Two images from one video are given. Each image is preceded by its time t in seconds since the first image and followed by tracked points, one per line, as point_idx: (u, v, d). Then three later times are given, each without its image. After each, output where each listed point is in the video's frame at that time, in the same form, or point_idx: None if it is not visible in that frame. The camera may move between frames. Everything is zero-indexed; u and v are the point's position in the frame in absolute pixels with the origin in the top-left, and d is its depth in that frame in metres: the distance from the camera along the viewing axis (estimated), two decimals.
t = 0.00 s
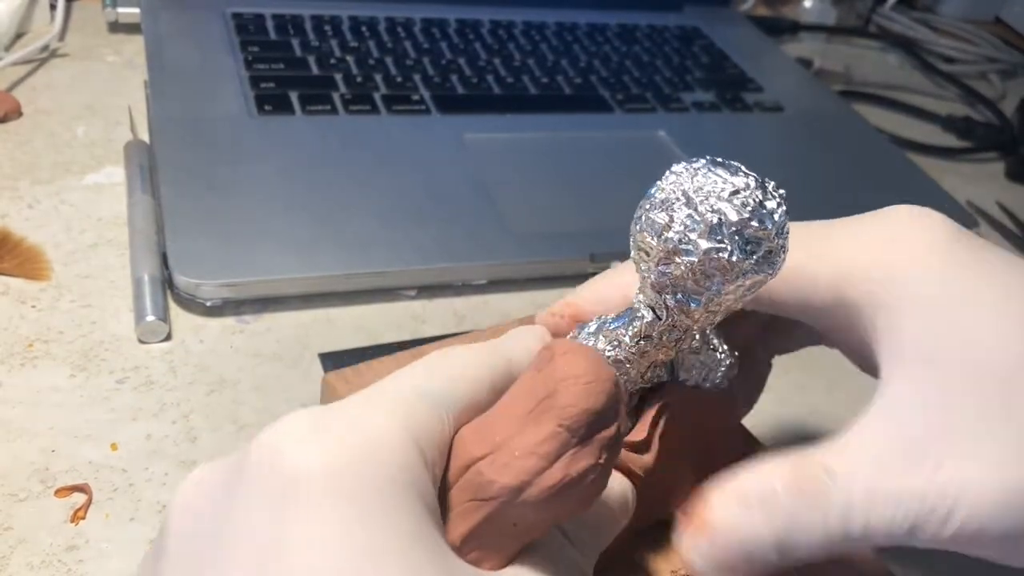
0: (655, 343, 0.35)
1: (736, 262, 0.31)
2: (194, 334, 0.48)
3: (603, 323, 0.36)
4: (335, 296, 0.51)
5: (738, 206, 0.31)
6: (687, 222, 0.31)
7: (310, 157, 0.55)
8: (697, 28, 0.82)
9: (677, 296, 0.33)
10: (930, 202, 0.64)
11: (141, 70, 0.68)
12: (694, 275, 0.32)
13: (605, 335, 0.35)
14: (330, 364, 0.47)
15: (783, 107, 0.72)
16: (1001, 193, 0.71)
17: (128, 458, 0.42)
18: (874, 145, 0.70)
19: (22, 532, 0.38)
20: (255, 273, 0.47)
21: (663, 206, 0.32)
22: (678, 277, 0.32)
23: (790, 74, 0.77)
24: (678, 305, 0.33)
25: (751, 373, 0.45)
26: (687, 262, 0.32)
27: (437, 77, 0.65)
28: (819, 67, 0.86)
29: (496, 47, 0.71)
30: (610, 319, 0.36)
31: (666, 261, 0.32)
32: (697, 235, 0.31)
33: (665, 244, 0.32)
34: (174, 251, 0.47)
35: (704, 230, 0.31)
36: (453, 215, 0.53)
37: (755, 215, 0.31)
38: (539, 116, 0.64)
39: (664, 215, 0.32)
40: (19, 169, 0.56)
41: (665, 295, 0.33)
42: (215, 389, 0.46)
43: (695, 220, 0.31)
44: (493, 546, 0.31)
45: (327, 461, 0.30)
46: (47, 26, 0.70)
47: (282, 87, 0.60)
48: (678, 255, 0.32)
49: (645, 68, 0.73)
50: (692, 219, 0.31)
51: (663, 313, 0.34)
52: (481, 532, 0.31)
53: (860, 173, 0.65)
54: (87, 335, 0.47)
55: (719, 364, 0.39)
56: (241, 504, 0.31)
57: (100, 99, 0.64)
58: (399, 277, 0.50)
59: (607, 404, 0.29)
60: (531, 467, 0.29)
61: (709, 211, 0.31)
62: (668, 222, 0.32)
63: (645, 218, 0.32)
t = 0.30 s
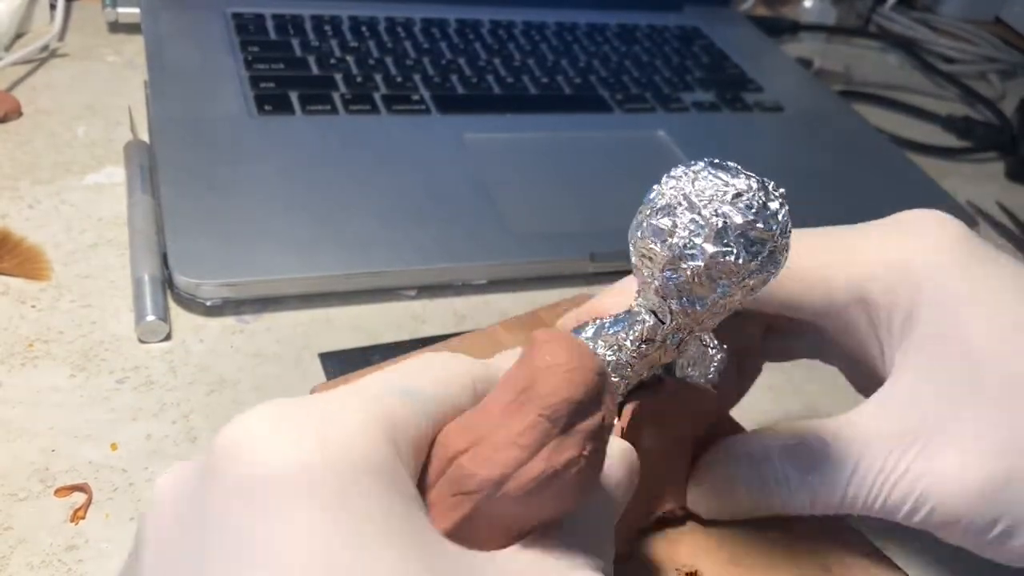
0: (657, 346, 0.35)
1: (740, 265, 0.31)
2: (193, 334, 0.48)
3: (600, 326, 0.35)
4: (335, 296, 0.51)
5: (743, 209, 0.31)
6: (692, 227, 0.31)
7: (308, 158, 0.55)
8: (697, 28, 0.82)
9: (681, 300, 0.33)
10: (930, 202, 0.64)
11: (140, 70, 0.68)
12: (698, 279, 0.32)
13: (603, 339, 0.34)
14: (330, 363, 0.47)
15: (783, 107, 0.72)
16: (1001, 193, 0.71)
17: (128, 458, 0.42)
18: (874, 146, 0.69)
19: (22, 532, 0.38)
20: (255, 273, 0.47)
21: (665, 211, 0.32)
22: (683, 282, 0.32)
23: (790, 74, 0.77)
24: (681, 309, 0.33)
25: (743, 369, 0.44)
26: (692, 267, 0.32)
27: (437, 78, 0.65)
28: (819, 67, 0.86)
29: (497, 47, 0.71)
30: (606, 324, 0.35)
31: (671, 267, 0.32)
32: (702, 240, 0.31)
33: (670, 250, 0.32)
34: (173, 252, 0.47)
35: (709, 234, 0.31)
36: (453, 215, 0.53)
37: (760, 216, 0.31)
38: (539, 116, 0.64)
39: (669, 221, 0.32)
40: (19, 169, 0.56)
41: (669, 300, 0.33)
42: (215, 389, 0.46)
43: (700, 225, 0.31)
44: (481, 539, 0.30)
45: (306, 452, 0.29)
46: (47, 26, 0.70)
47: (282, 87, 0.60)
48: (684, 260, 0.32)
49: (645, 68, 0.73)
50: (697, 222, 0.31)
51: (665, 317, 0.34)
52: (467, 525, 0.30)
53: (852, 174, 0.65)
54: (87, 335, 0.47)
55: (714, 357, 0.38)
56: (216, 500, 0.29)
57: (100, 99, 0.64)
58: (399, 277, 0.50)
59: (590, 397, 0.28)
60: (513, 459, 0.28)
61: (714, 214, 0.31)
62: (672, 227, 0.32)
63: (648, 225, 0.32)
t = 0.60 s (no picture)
0: (655, 346, 0.36)
1: (733, 266, 0.31)
2: (193, 334, 0.48)
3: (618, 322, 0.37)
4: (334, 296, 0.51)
5: (737, 210, 0.31)
6: (686, 224, 0.31)
7: (309, 158, 0.55)
8: (697, 28, 0.82)
9: (675, 297, 0.33)
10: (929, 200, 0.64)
11: (140, 70, 0.68)
12: (691, 277, 0.32)
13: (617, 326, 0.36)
14: (330, 363, 0.47)
15: (784, 107, 0.72)
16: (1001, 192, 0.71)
17: (128, 458, 0.42)
18: (874, 146, 0.69)
19: (22, 532, 0.38)
20: (254, 273, 0.47)
21: (664, 206, 0.32)
22: (676, 279, 0.32)
23: (790, 74, 0.77)
24: (675, 306, 0.33)
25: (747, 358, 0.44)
26: (686, 266, 0.32)
27: (437, 78, 0.65)
28: (819, 67, 0.86)
29: (496, 47, 0.71)
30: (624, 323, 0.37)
31: (665, 263, 0.32)
32: (695, 237, 0.31)
33: (664, 244, 0.32)
34: (173, 251, 0.47)
35: (702, 232, 0.31)
36: (452, 214, 0.53)
37: (754, 218, 0.31)
38: (539, 116, 0.64)
39: (665, 216, 0.32)
40: (19, 169, 0.56)
41: (663, 295, 0.33)
42: (215, 389, 0.46)
43: (693, 223, 0.31)
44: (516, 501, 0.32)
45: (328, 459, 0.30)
46: (47, 26, 0.70)
47: (282, 87, 0.60)
48: (676, 256, 0.32)
49: (645, 68, 0.73)
50: (692, 222, 0.31)
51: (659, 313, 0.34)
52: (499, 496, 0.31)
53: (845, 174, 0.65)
54: (87, 335, 0.47)
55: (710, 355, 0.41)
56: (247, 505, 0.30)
57: (99, 99, 0.64)
58: (397, 276, 0.50)
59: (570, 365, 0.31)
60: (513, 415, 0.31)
61: (709, 215, 0.31)
62: (668, 222, 0.32)
63: (646, 218, 0.33)
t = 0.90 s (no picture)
0: (654, 346, 0.35)
1: (730, 264, 0.31)
2: (194, 334, 0.48)
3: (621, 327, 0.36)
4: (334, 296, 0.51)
5: (734, 208, 0.31)
6: (683, 223, 0.31)
7: (308, 158, 0.55)
8: (697, 28, 0.82)
9: (673, 297, 0.33)
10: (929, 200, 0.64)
11: (141, 70, 0.68)
12: (688, 276, 0.32)
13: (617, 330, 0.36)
14: (330, 363, 0.47)
15: (783, 107, 0.72)
16: (1001, 193, 0.71)
17: (128, 458, 0.42)
18: (874, 146, 0.69)
19: (22, 532, 0.38)
20: (255, 273, 0.47)
21: (661, 206, 0.32)
22: (673, 278, 0.32)
23: (790, 74, 0.77)
24: (672, 306, 0.33)
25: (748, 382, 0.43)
26: (683, 265, 0.32)
27: (437, 78, 0.65)
28: (819, 67, 0.86)
29: (496, 47, 0.71)
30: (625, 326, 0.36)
31: (663, 263, 0.32)
32: (692, 236, 0.31)
33: (661, 244, 0.32)
34: (172, 250, 0.47)
35: (699, 231, 0.31)
36: (452, 214, 0.53)
37: (751, 216, 0.31)
38: (538, 116, 0.64)
39: (661, 216, 0.32)
40: (19, 169, 0.56)
41: (661, 295, 0.33)
42: (215, 389, 0.46)
43: (690, 221, 0.31)
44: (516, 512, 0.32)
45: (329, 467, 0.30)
46: (47, 26, 0.70)
47: (282, 87, 0.60)
48: (673, 255, 0.32)
49: (645, 68, 0.73)
50: (689, 220, 0.31)
51: (657, 313, 0.34)
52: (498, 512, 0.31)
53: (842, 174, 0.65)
54: (87, 336, 0.47)
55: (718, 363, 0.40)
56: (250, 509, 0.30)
57: (99, 99, 0.64)
58: (398, 276, 0.50)
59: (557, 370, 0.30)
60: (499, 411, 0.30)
61: (705, 212, 0.31)
62: (665, 222, 0.32)
63: (643, 218, 0.33)
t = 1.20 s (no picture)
0: (659, 350, 0.35)
1: (741, 272, 0.31)
2: (193, 334, 0.48)
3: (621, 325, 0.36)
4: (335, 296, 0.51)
5: (746, 217, 0.31)
6: (694, 231, 0.31)
7: (309, 159, 0.55)
8: (697, 28, 0.82)
9: (682, 303, 0.33)
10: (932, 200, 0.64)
11: (141, 70, 0.68)
12: (699, 284, 0.32)
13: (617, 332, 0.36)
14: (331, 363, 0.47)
15: (783, 107, 0.72)
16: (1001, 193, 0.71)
17: (128, 458, 0.42)
18: (875, 146, 0.69)
19: (21, 532, 0.38)
20: (255, 273, 0.47)
21: (671, 212, 0.32)
22: (682, 285, 0.32)
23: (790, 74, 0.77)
24: (682, 313, 0.33)
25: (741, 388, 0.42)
26: (695, 273, 0.32)
27: (437, 78, 0.65)
28: (819, 67, 0.86)
29: (496, 47, 0.71)
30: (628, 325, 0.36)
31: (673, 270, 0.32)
32: (703, 243, 0.31)
33: (671, 251, 0.32)
34: (172, 250, 0.47)
35: (710, 239, 0.31)
36: (451, 214, 0.53)
37: (763, 224, 0.31)
38: (538, 116, 0.64)
39: (672, 223, 0.32)
40: (19, 169, 0.56)
41: (668, 301, 0.33)
42: (215, 389, 0.46)
43: (702, 229, 0.31)
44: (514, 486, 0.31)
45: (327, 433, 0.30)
46: (47, 26, 0.70)
47: (282, 87, 0.60)
48: (683, 262, 0.32)
49: (645, 68, 0.73)
50: (700, 228, 0.31)
51: (663, 319, 0.34)
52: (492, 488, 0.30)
53: (842, 173, 0.65)
54: (87, 336, 0.47)
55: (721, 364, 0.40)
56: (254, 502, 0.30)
57: (99, 99, 0.64)
58: (399, 277, 0.50)
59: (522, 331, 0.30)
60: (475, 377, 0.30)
61: (718, 222, 0.31)
62: (675, 229, 0.32)
63: (653, 224, 0.33)
